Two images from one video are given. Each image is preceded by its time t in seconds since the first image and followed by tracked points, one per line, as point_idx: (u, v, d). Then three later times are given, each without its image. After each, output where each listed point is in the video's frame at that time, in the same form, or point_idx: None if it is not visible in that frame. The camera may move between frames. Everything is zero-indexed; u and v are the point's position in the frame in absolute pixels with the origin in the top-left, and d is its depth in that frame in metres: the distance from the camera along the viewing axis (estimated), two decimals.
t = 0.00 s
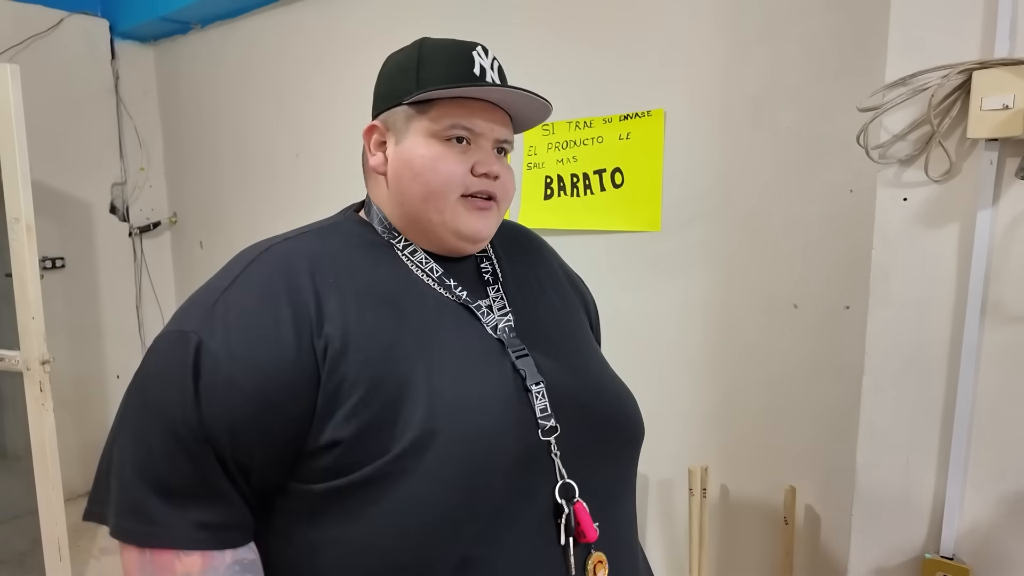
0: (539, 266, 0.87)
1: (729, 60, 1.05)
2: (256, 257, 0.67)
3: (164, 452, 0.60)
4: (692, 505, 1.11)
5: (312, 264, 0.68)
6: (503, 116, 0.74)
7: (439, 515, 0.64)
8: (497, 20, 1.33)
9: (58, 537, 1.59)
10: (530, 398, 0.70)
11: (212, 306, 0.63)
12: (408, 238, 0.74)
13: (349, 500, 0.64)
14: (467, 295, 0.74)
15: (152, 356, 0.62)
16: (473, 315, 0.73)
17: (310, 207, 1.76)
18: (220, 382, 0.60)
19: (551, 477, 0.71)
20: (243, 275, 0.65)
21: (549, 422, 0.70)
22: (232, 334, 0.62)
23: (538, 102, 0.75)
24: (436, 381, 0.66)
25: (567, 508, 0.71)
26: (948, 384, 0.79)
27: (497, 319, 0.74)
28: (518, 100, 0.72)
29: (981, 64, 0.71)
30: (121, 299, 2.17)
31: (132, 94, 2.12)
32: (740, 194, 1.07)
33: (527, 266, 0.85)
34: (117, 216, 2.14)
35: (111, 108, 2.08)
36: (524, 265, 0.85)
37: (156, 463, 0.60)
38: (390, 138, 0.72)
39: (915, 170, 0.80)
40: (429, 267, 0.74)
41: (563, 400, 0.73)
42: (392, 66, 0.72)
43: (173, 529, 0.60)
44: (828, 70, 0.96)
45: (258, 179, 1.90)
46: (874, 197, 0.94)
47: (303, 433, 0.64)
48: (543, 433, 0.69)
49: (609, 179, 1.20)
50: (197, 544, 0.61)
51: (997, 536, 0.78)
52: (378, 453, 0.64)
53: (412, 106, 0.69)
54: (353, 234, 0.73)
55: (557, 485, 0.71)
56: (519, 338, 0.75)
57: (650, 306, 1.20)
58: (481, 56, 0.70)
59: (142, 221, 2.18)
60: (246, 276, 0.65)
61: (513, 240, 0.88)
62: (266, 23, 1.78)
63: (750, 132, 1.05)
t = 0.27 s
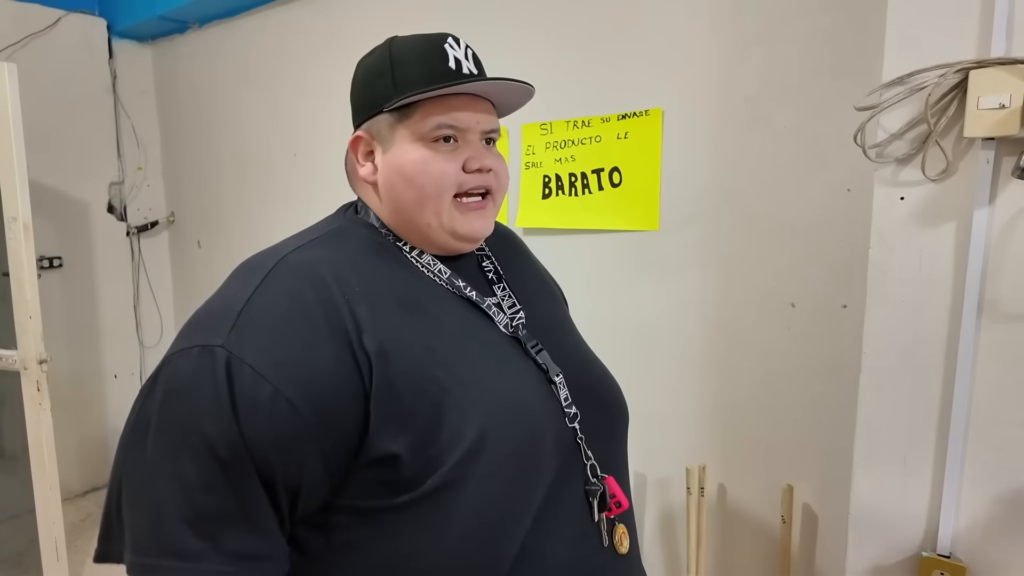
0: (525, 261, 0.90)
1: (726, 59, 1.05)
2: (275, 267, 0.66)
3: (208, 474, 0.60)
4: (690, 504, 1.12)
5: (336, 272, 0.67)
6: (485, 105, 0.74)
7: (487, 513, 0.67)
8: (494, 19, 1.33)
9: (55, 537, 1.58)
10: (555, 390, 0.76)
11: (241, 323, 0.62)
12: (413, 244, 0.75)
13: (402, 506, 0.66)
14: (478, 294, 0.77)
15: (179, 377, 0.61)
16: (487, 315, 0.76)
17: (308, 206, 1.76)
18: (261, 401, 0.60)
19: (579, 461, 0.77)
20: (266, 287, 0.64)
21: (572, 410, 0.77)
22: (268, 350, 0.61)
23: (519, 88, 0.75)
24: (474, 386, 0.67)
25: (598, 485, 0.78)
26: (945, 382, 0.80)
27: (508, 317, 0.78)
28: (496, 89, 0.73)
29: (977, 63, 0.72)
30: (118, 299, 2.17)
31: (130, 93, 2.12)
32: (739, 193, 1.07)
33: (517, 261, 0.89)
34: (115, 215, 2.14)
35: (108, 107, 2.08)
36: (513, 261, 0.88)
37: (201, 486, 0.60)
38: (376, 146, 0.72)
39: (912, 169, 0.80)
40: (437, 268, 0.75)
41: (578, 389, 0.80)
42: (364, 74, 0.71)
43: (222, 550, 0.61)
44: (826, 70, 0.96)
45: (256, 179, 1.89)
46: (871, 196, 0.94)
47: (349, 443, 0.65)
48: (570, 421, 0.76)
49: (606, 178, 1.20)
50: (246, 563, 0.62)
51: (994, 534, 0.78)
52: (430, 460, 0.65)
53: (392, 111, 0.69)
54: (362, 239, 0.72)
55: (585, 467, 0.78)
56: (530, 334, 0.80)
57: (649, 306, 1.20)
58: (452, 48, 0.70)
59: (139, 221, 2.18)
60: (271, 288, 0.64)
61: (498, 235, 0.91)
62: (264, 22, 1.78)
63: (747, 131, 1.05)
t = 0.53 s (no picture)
0: (513, 256, 0.92)
1: (725, 58, 1.05)
2: (284, 273, 0.65)
3: (234, 488, 0.59)
4: (689, 502, 1.11)
5: (347, 276, 0.67)
6: (464, 96, 0.73)
7: (512, 509, 0.68)
8: (493, 17, 1.33)
9: (53, 536, 1.58)
10: (558, 380, 0.77)
11: (258, 332, 0.61)
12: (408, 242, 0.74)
13: (429, 506, 0.66)
14: (477, 290, 0.78)
15: (196, 391, 0.59)
16: (487, 311, 0.76)
17: (306, 204, 1.75)
18: (287, 409, 0.59)
19: (585, 450, 0.79)
20: (278, 296, 0.63)
21: (575, 400, 0.78)
22: (288, 357, 0.60)
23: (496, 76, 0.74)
24: (493, 383, 0.68)
25: (604, 472, 0.79)
26: (944, 380, 0.80)
27: (507, 312, 0.79)
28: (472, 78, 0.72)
29: (977, 61, 0.72)
30: (117, 298, 2.17)
31: (128, 91, 2.12)
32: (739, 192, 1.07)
33: (507, 255, 0.91)
34: (113, 214, 2.14)
35: (107, 105, 2.08)
36: (503, 256, 0.90)
37: (228, 501, 0.59)
38: (358, 150, 0.71)
39: (911, 167, 0.80)
40: (435, 266, 0.75)
41: (577, 379, 0.82)
42: (337, 79, 0.71)
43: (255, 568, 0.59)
44: (825, 68, 0.96)
45: (254, 177, 1.89)
46: (869, 194, 0.94)
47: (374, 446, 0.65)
48: (575, 411, 0.78)
49: (606, 177, 1.20)
50: None
51: (993, 532, 0.79)
52: (457, 459, 0.66)
53: (369, 114, 0.68)
54: (360, 242, 0.71)
55: (590, 455, 0.79)
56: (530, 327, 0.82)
57: (650, 304, 1.20)
58: (422, 43, 0.70)
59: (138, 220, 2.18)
60: (283, 295, 0.63)
61: (484, 231, 0.93)
62: (262, 20, 1.78)
63: (747, 129, 1.05)
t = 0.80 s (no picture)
0: (506, 253, 0.91)
1: (725, 56, 1.05)
2: (263, 281, 0.65)
3: (214, 499, 0.58)
4: (689, 500, 1.11)
5: (327, 283, 0.67)
6: (447, 103, 0.71)
7: (496, 513, 0.68)
8: (493, 15, 1.33)
9: (52, 535, 1.58)
10: (547, 382, 0.78)
11: (236, 341, 0.60)
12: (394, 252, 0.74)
13: (410, 511, 0.66)
14: (464, 292, 0.78)
15: (174, 401, 0.59)
16: (476, 312, 0.77)
17: (306, 203, 1.75)
18: (268, 418, 0.59)
19: (577, 452, 0.78)
20: (258, 304, 0.63)
21: (565, 401, 0.79)
22: (268, 365, 0.60)
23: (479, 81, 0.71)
24: (471, 388, 0.69)
25: (596, 473, 0.79)
26: (944, 379, 0.80)
27: (496, 313, 0.79)
28: (452, 85, 0.70)
29: (978, 58, 0.72)
30: (116, 297, 2.16)
31: (127, 90, 2.12)
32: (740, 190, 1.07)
33: (499, 251, 0.90)
34: (112, 213, 2.13)
35: (106, 104, 2.07)
36: (497, 252, 0.89)
37: (207, 512, 0.58)
38: (339, 160, 0.71)
39: (912, 165, 0.80)
40: (421, 270, 0.76)
41: (568, 379, 0.82)
42: (315, 84, 0.70)
43: None
44: (826, 66, 0.96)
45: (253, 176, 1.89)
46: (870, 192, 0.94)
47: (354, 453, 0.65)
48: (564, 412, 0.78)
49: (606, 175, 1.20)
50: None
51: (994, 529, 0.79)
52: (435, 462, 0.67)
53: (347, 128, 0.68)
54: (341, 248, 0.72)
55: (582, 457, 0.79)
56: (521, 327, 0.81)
57: (650, 303, 1.20)
58: (400, 48, 0.68)
59: (136, 218, 2.18)
60: (263, 303, 0.63)
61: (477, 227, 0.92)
62: (262, 19, 1.78)
63: (747, 128, 1.05)
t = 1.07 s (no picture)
0: (511, 251, 0.89)
1: (727, 54, 1.05)
2: (238, 280, 0.67)
3: (169, 491, 0.60)
4: (691, 500, 1.11)
5: (299, 284, 0.68)
6: (431, 105, 0.70)
7: (461, 521, 0.67)
8: (494, 15, 1.33)
9: (52, 534, 1.58)
10: (532, 389, 0.76)
11: (200, 339, 0.62)
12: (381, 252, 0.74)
13: (369, 520, 0.66)
14: (450, 293, 0.77)
15: (140, 394, 0.61)
16: (461, 315, 0.76)
17: (306, 202, 1.75)
18: (222, 415, 0.60)
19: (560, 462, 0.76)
20: (227, 303, 0.65)
21: (551, 410, 0.76)
22: (226, 364, 0.62)
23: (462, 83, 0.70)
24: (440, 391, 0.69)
25: (581, 487, 0.75)
26: (947, 377, 0.80)
27: (483, 316, 0.77)
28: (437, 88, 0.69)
29: (981, 57, 0.71)
30: (116, 296, 2.16)
31: (128, 90, 2.12)
32: (742, 190, 1.07)
33: (503, 250, 0.88)
34: (112, 213, 2.13)
35: (106, 103, 2.07)
36: (500, 251, 0.88)
37: (154, 502, 0.60)
38: (325, 162, 0.71)
39: (915, 164, 0.80)
40: (407, 271, 0.75)
41: (558, 387, 0.79)
42: (301, 86, 0.71)
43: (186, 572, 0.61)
44: (827, 65, 0.96)
45: (253, 175, 1.89)
46: (871, 191, 0.94)
47: (313, 454, 0.66)
48: (548, 421, 0.75)
49: (607, 174, 1.20)
50: None
51: (997, 528, 0.78)
52: (396, 466, 0.67)
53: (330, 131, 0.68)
54: (326, 247, 0.73)
55: (566, 469, 0.76)
56: (509, 332, 0.79)
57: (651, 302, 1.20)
58: (382, 49, 0.67)
59: (137, 218, 2.18)
60: (233, 303, 0.65)
61: (483, 225, 0.91)
62: (262, 18, 1.78)
63: (748, 126, 1.05)
